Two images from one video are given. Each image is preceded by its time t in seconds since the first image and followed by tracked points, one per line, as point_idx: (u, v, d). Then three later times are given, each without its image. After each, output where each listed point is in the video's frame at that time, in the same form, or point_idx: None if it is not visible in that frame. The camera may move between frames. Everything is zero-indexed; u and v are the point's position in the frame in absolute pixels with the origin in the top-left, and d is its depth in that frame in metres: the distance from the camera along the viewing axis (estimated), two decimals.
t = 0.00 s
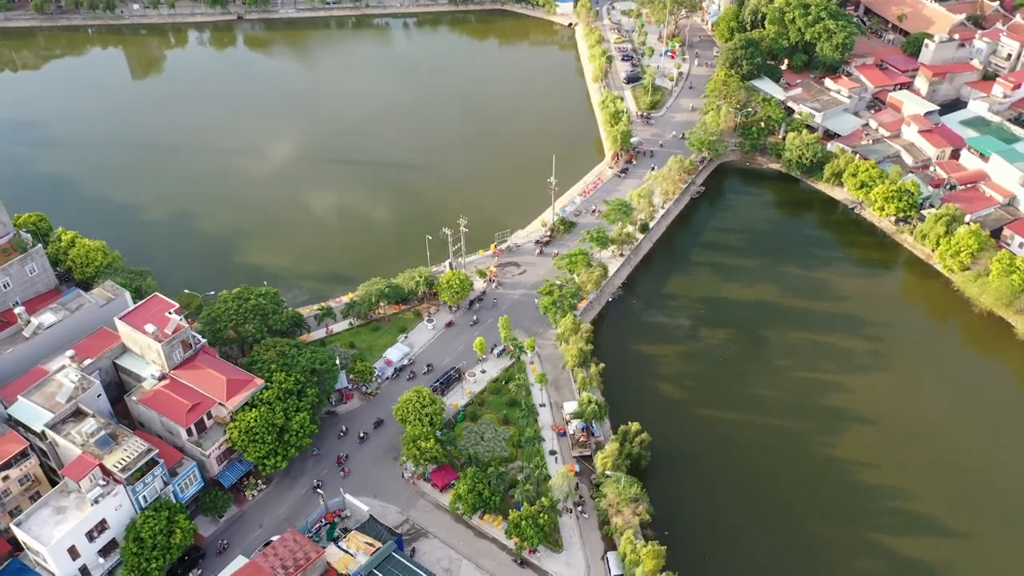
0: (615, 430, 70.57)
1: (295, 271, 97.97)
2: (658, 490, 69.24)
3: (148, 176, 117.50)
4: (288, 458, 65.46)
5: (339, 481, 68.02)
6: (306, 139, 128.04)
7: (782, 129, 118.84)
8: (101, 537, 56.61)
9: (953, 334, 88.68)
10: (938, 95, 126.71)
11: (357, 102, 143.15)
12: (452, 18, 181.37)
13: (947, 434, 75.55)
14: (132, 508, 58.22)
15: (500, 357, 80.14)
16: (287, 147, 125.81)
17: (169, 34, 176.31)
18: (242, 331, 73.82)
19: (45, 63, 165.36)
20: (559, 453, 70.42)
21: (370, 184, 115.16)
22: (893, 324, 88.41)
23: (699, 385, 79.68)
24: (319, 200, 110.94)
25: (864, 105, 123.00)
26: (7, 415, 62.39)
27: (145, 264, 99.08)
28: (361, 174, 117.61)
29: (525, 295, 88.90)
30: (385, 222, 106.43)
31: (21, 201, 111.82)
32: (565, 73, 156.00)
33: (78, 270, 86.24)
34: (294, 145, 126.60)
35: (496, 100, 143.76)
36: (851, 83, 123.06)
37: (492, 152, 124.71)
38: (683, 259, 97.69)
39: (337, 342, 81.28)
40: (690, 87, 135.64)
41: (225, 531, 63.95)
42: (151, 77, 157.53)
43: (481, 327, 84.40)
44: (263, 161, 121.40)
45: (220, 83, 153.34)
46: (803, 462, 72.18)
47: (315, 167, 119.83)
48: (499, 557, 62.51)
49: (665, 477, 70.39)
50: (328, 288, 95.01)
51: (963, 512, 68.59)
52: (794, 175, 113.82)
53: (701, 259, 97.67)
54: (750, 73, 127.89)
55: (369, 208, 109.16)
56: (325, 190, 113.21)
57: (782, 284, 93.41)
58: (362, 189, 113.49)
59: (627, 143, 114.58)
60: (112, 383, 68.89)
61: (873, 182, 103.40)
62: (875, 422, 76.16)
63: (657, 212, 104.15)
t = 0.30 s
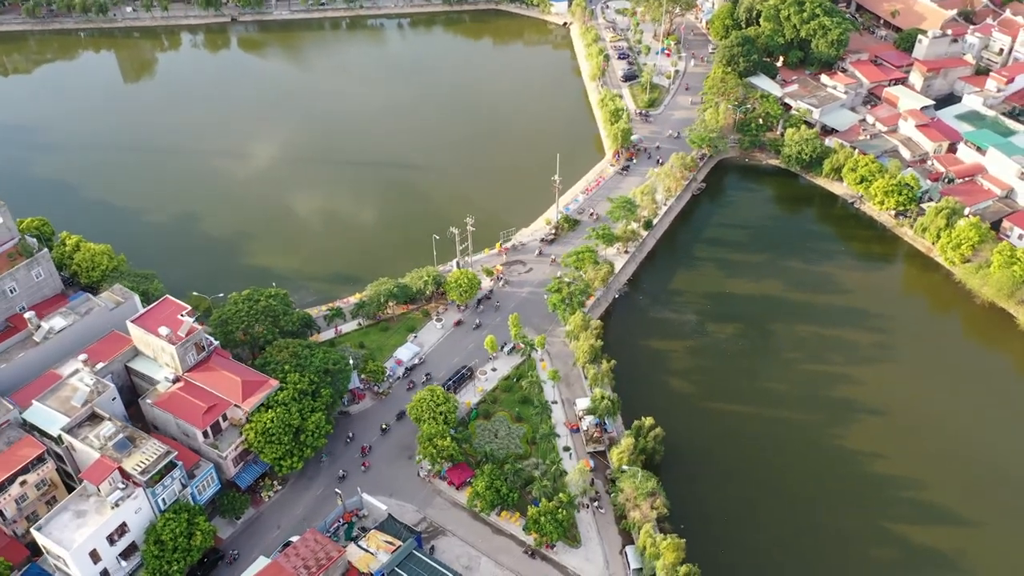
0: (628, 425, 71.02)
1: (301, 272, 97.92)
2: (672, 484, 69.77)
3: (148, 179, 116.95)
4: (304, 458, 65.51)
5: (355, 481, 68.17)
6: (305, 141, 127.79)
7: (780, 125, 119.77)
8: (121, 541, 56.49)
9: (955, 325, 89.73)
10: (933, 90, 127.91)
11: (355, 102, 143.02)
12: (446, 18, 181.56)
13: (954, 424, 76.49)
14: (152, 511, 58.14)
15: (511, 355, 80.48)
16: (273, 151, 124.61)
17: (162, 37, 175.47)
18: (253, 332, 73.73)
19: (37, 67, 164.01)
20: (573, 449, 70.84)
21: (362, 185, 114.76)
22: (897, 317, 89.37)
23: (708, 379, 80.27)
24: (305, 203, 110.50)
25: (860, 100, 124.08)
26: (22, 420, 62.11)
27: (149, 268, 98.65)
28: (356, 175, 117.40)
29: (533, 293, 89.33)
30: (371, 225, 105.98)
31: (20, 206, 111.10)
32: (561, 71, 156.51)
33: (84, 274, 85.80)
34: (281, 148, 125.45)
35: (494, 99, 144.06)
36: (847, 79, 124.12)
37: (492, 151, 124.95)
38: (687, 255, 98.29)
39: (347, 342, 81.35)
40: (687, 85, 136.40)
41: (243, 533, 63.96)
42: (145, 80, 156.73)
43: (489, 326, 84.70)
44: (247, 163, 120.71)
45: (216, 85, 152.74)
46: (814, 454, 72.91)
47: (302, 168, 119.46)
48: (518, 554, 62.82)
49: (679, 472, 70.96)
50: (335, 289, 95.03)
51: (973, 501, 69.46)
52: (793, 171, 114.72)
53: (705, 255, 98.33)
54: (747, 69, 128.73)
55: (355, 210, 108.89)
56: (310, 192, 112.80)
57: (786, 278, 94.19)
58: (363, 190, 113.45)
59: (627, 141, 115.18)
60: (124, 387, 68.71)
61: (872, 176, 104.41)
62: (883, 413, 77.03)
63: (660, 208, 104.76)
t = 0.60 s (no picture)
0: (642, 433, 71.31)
1: (308, 285, 97.99)
2: (688, 491, 70.10)
3: (150, 194, 116.76)
4: (321, 471, 65.38)
5: (372, 493, 68.11)
6: (307, 153, 128.00)
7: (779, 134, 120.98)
8: (141, 557, 56.20)
9: (960, 329, 90.65)
10: (928, 97, 129.34)
11: (354, 115, 143.41)
12: (442, 31, 182.51)
13: (963, 427, 77.19)
14: (171, 527, 57.90)
15: (522, 365, 80.75)
16: (259, 165, 124.31)
17: (159, 52, 175.53)
18: (266, 345, 73.64)
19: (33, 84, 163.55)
20: (588, 458, 71.05)
21: (355, 198, 114.82)
22: (902, 322, 90.23)
23: (719, 386, 80.70)
24: (293, 217, 110.27)
25: (857, 108, 125.46)
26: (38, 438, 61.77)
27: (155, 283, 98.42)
28: (351, 187, 117.49)
29: (541, 303, 89.74)
30: (359, 238, 105.97)
31: (23, 223, 110.71)
32: (559, 83, 157.57)
33: (92, 289, 85.50)
34: (268, 162, 125.12)
35: (493, 111, 144.82)
36: (843, 87, 125.57)
37: (493, 162, 125.52)
38: (693, 263, 98.92)
39: (357, 354, 81.38)
40: (685, 95, 137.60)
41: (260, 547, 63.73)
42: (141, 96, 156.56)
43: (499, 337, 84.94)
44: (235, 177, 120.74)
45: (215, 99, 152.78)
46: (828, 459, 73.38)
47: (285, 181, 119.45)
48: (538, 563, 62.86)
49: (694, 479, 71.28)
50: (343, 302, 95.18)
51: (986, 503, 70.08)
52: (794, 179, 115.77)
53: (710, 263, 98.98)
54: (745, 79, 129.97)
55: (342, 222, 109.04)
56: (298, 207, 112.66)
57: (791, 285, 94.94)
58: (367, 202, 113.71)
59: (628, 151, 116.08)
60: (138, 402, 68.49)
61: (873, 183, 105.56)
62: (893, 417, 77.67)
63: (664, 217, 105.46)
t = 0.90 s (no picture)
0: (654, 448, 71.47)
1: (313, 306, 97.99)
2: (703, 507, 70.19)
3: (151, 218, 116.58)
4: (335, 492, 65.04)
5: (386, 513, 67.84)
6: (308, 175, 128.37)
7: (775, 150, 122.48)
8: None
9: (962, 340, 91.62)
10: (919, 113, 131.33)
11: (353, 135, 144.02)
12: (437, 52, 183.99)
13: (971, 436, 77.84)
14: (187, 551, 57.46)
15: (531, 382, 80.90)
16: (245, 188, 124.41)
17: (154, 76, 175.79)
18: (276, 366, 73.47)
19: (28, 108, 163.15)
20: (600, 474, 71.11)
21: (344, 219, 115.06)
22: (905, 334, 91.16)
23: (727, 400, 81.11)
24: (280, 239, 110.29)
25: (850, 124, 127.22)
26: (50, 462, 61.17)
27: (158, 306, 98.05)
28: (343, 209, 117.78)
29: (548, 321, 90.13)
30: (345, 259, 106.13)
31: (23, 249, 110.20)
32: (555, 102, 158.94)
33: (97, 312, 85.09)
34: (253, 185, 125.18)
35: (491, 130, 145.94)
36: (837, 104, 127.46)
37: (494, 181, 126.29)
38: (696, 279, 99.62)
39: (366, 374, 81.32)
40: (681, 113, 139.25)
41: (274, 570, 63.23)
42: (137, 119, 156.56)
43: (507, 354, 85.11)
44: (226, 199, 120.76)
45: (212, 122, 152.98)
46: (839, 471, 73.73)
47: (269, 203, 119.63)
48: None
49: (707, 494, 71.40)
50: (349, 322, 95.20)
51: (997, 511, 70.53)
52: (791, 194, 117.04)
53: (713, 278, 99.78)
54: (740, 96, 131.70)
55: (328, 243, 109.29)
56: (285, 229, 112.64)
57: (793, 299, 95.79)
58: (371, 223, 114.07)
59: (628, 168, 117.15)
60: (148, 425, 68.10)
61: (870, 198, 106.89)
62: (901, 428, 78.32)
63: (666, 233, 106.29)
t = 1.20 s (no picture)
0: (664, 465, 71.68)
1: (316, 328, 97.80)
2: (714, 523, 70.28)
3: (147, 243, 116.11)
4: (347, 515, 64.63)
5: (397, 535, 67.45)
6: (306, 197, 128.55)
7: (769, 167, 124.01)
8: None
9: (960, 351, 92.76)
10: (908, 129, 133.48)
11: (348, 158, 144.57)
12: (429, 75, 185.53)
13: (975, 446, 78.62)
14: None
15: (538, 401, 81.01)
16: (228, 211, 124.33)
17: (146, 102, 175.95)
18: (284, 389, 73.18)
19: (19, 135, 162.57)
20: (611, 492, 71.22)
21: (329, 242, 115.03)
22: (905, 347, 92.17)
23: (733, 416, 81.49)
24: (262, 264, 109.85)
25: (842, 141, 128.65)
26: (58, 490, 60.47)
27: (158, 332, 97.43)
28: (337, 231, 117.88)
29: (552, 339, 90.47)
30: (329, 282, 105.86)
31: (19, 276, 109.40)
32: (548, 122, 160.47)
33: (99, 338, 84.48)
34: (235, 209, 125.02)
35: (487, 151, 147.03)
36: (827, 121, 129.05)
37: (492, 201, 127.09)
38: (696, 295, 100.37)
39: (372, 396, 81.13)
40: (673, 132, 140.96)
41: None
42: (129, 145, 156.38)
43: (512, 373, 85.21)
44: (217, 224, 120.41)
45: (206, 146, 152.95)
46: (847, 484, 74.09)
47: (253, 226, 119.62)
48: None
49: (718, 509, 71.51)
50: (352, 344, 95.04)
51: (1005, 520, 71.14)
52: (786, 211, 118.38)
53: (713, 294, 100.59)
54: (732, 114, 133.21)
55: (311, 267, 109.01)
56: (268, 254, 112.27)
57: (793, 314, 96.69)
58: (370, 244, 114.29)
59: (624, 188, 118.26)
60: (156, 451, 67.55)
61: (865, 213, 108.34)
62: (906, 439, 79.00)
63: (665, 251, 107.09)
